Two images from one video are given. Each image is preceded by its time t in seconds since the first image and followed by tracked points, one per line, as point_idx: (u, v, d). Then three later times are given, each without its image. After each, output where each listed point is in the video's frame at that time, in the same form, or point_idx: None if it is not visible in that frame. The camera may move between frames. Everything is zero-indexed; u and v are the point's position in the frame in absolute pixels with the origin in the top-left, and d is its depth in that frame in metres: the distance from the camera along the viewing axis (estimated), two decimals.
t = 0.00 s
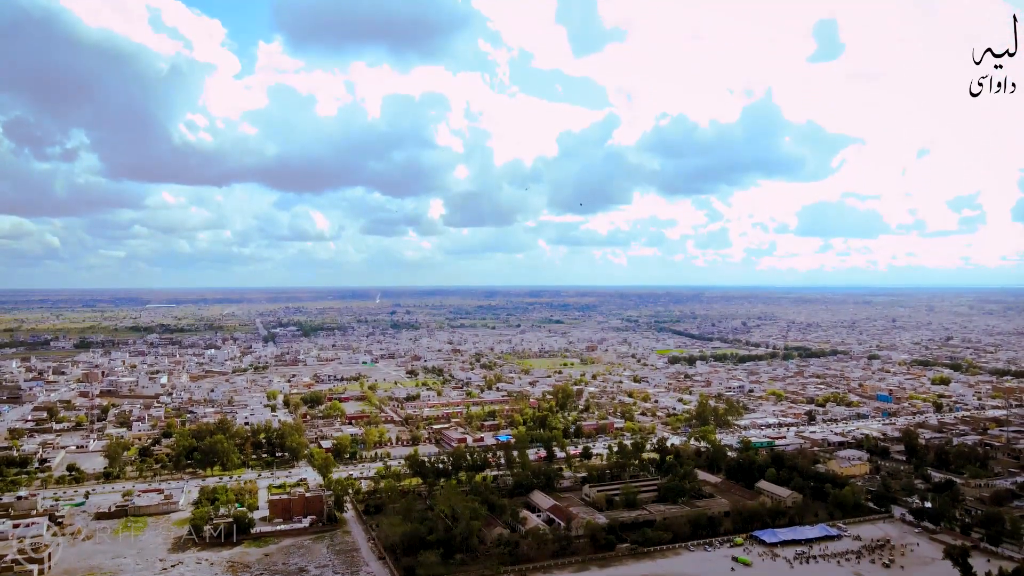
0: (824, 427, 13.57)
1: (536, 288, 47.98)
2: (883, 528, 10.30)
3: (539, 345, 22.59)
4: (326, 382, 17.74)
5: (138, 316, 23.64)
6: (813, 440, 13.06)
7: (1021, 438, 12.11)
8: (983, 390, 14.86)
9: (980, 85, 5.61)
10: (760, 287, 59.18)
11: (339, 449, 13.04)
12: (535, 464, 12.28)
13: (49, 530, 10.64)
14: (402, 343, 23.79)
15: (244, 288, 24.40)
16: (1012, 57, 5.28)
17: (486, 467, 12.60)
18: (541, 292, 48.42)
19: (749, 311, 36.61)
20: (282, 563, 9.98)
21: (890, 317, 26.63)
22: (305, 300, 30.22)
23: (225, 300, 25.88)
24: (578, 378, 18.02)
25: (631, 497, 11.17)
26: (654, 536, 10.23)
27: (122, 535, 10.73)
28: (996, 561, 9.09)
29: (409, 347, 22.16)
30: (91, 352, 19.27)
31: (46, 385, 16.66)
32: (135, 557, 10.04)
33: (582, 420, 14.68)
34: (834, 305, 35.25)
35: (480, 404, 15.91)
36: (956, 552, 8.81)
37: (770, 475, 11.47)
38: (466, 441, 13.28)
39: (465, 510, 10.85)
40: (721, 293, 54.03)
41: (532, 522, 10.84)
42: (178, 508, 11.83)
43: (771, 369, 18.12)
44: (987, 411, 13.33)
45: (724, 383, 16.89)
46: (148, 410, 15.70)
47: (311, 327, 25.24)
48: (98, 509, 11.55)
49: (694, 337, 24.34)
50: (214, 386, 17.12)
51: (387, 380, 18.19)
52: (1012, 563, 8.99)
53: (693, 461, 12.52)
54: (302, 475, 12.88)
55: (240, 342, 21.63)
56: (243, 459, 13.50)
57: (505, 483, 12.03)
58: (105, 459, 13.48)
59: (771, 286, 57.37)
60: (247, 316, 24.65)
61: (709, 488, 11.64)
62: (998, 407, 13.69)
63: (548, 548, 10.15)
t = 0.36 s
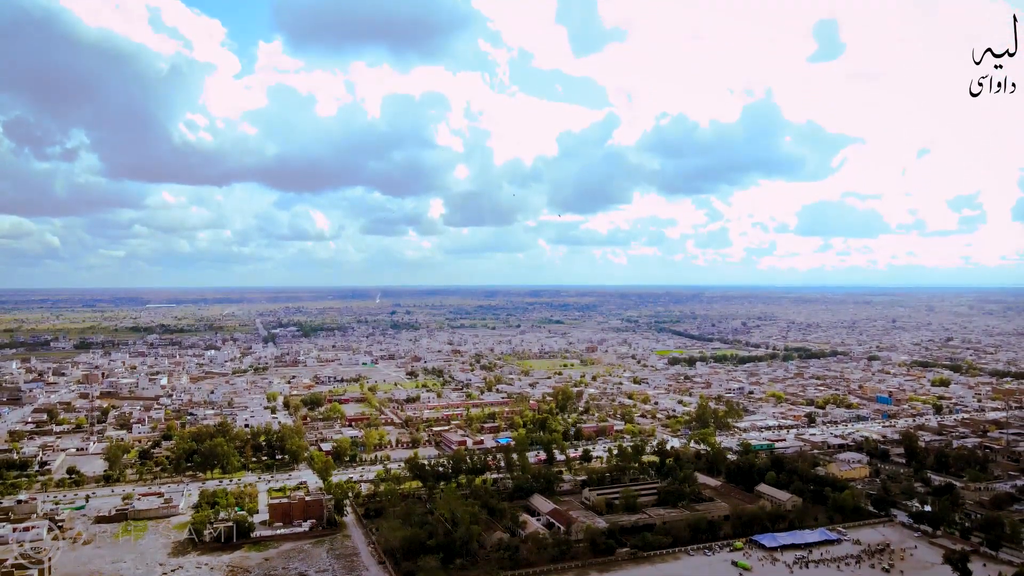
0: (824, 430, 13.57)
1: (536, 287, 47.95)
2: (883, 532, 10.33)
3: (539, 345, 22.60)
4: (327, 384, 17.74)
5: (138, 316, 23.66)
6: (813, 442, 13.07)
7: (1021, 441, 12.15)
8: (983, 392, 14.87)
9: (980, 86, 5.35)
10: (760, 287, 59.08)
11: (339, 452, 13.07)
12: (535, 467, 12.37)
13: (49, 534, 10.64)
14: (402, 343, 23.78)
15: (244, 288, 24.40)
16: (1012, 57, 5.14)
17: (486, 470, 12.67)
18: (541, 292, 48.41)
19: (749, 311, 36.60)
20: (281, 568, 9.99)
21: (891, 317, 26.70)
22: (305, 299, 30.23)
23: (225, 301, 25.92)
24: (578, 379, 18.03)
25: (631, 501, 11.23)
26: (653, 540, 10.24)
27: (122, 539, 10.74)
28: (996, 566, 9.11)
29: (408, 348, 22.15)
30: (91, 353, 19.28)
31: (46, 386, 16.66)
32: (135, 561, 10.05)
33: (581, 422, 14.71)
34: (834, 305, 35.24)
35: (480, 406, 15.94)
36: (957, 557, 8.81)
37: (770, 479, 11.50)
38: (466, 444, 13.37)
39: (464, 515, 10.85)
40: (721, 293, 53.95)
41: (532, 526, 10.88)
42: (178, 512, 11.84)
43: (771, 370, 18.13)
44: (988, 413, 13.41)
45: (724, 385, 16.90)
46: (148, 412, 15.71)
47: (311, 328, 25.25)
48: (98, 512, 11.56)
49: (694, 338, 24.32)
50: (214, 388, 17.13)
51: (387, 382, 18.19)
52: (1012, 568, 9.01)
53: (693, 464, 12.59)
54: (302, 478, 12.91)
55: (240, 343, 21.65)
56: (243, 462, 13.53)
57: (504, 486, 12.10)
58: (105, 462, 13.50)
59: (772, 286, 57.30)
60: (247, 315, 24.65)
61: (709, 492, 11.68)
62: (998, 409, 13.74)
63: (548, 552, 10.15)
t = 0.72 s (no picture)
0: (824, 432, 13.67)
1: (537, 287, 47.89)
2: (883, 536, 10.43)
3: (539, 346, 22.60)
4: (327, 385, 17.75)
5: (138, 316, 23.67)
6: (813, 445, 13.20)
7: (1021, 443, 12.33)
8: (983, 394, 14.91)
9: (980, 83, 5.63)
10: (761, 287, 58.96)
11: (339, 455, 13.15)
12: (535, 471, 12.54)
13: (49, 539, 10.64)
14: (402, 343, 23.77)
15: (244, 288, 24.40)
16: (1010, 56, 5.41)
17: (486, 474, 12.82)
18: (541, 292, 48.40)
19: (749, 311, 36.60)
20: (281, 572, 9.99)
21: (891, 317, 26.79)
22: (305, 298, 30.25)
23: (226, 302, 26.00)
24: (578, 380, 18.06)
25: (631, 506, 11.33)
26: (653, 545, 10.27)
27: (122, 544, 10.74)
28: (996, 570, 9.15)
29: (409, 349, 22.16)
30: (91, 354, 19.29)
31: (47, 388, 16.65)
32: (135, 566, 10.04)
33: (581, 424, 14.79)
34: (834, 305, 35.22)
35: (480, 408, 15.98)
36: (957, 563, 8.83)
37: (769, 482, 11.68)
38: (466, 448, 13.52)
39: (464, 519, 10.87)
40: (722, 292, 53.86)
41: (532, 531, 10.94)
42: (178, 516, 11.85)
43: (771, 371, 18.13)
44: (987, 415, 13.53)
45: (724, 386, 16.92)
46: (148, 414, 15.73)
47: (311, 328, 25.25)
48: (98, 516, 11.55)
49: (694, 338, 24.33)
50: (214, 390, 17.14)
51: (387, 383, 18.20)
52: (1012, 573, 9.04)
53: (692, 467, 12.79)
54: (302, 481, 12.97)
55: (240, 344, 21.68)
56: (244, 465, 13.59)
57: (504, 490, 12.24)
58: (105, 465, 13.50)
59: (772, 286, 57.21)
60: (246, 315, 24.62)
61: (709, 495, 11.79)
62: (997, 411, 13.83)
63: (548, 557, 10.16)
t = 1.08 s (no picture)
0: (823, 434, 13.78)
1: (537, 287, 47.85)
2: (882, 539, 10.50)
3: (539, 347, 22.63)
4: (327, 387, 17.75)
5: (138, 317, 23.67)
6: (813, 447, 13.34)
7: (1021, 445, 12.57)
8: (983, 395, 14.94)
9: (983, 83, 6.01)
10: (761, 287, 58.89)
11: (339, 458, 13.22)
12: (535, 474, 12.68)
13: (50, 542, 10.64)
14: (403, 344, 23.78)
15: (244, 288, 24.41)
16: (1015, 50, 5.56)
17: (486, 476, 12.95)
18: (541, 292, 48.42)
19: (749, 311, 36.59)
20: None
21: (891, 318, 26.86)
22: (305, 298, 30.24)
23: (226, 303, 26.02)
24: (578, 381, 18.07)
25: (631, 509, 11.42)
26: (653, 549, 10.29)
27: (122, 547, 10.75)
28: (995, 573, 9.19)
29: (409, 350, 22.19)
30: (91, 355, 19.29)
31: (47, 389, 16.65)
32: (135, 569, 10.05)
33: (581, 426, 14.85)
34: (834, 305, 35.21)
35: (481, 409, 16.02)
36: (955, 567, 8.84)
37: (769, 485, 11.87)
38: (466, 449, 13.60)
39: (464, 522, 10.87)
40: (721, 292, 53.82)
41: (532, 534, 10.98)
42: (179, 519, 11.86)
43: (770, 372, 18.12)
44: (987, 416, 13.63)
45: (724, 387, 16.94)
46: (148, 416, 15.73)
47: (311, 328, 25.25)
48: (99, 519, 11.55)
49: (694, 339, 24.35)
50: (214, 391, 17.14)
51: (387, 384, 18.22)
52: None
53: (692, 470, 12.97)
54: (302, 484, 13.01)
55: (240, 344, 21.69)
56: (244, 468, 13.64)
57: (504, 493, 12.39)
58: (105, 468, 13.51)
59: (772, 286, 57.12)
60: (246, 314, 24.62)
61: (709, 498, 11.98)
62: (997, 413, 13.91)
63: (548, 560, 10.16)
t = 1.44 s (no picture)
0: (823, 435, 13.80)
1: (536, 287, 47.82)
2: (882, 541, 10.52)
3: (539, 347, 22.64)
4: (326, 388, 17.75)
5: (138, 317, 23.67)
6: (812, 447, 13.37)
7: (1020, 446, 12.62)
8: (983, 395, 14.96)
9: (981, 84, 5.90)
10: (761, 287, 58.89)
11: (339, 459, 13.24)
12: (535, 475, 12.70)
13: (50, 544, 10.65)
14: (402, 344, 23.78)
15: (244, 288, 24.41)
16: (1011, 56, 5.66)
17: (486, 477, 12.97)
18: (541, 292, 48.44)
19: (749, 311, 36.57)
20: None
21: (891, 318, 26.88)
22: (305, 297, 30.24)
23: (226, 303, 26.01)
24: (577, 382, 18.08)
25: (631, 510, 11.44)
26: (652, 550, 10.31)
27: (123, 549, 10.75)
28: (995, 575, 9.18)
29: (409, 350, 22.20)
30: (91, 356, 19.30)
31: (47, 390, 16.65)
32: (135, 571, 10.05)
33: (581, 427, 14.87)
34: (834, 305, 35.20)
35: (480, 410, 16.05)
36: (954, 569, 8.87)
37: (768, 486, 11.89)
38: (466, 450, 13.64)
39: (464, 524, 10.88)
40: (721, 292, 53.83)
41: (531, 536, 10.99)
42: (178, 520, 11.86)
43: (770, 373, 18.11)
44: (986, 417, 13.68)
45: (724, 387, 16.96)
46: (148, 417, 15.74)
47: (311, 329, 25.25)
48: (99, 521, 11.55)
49: (694, 339, 24.35)
50: (214, 392, 17.16)
51: (387, 385, 18.23)
52: None
53: (692, 471, 13.00)
54: (302, 485, 13.03)
55: (240, 345, 21.71)
56: (244, 468, 13.66)
57: (504, 495, 12.41)
58: (105, 469, 13.52)
59: (772, 287, 57.09)
60: (246, 314, 24.59)
61: (709, 500, 12.05)
62: (996, 413, 13.95)
63: (547, 562, 10.15)
